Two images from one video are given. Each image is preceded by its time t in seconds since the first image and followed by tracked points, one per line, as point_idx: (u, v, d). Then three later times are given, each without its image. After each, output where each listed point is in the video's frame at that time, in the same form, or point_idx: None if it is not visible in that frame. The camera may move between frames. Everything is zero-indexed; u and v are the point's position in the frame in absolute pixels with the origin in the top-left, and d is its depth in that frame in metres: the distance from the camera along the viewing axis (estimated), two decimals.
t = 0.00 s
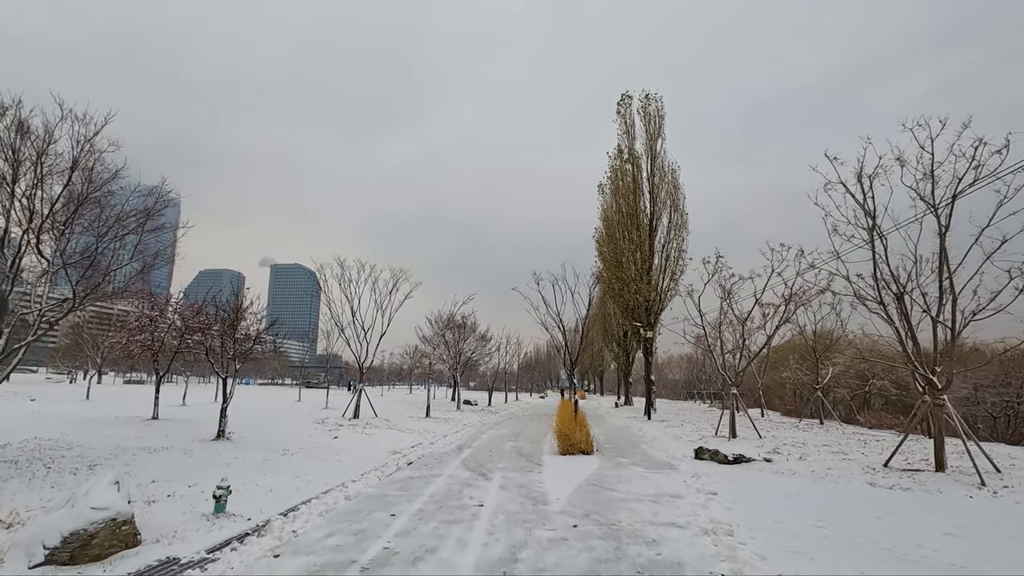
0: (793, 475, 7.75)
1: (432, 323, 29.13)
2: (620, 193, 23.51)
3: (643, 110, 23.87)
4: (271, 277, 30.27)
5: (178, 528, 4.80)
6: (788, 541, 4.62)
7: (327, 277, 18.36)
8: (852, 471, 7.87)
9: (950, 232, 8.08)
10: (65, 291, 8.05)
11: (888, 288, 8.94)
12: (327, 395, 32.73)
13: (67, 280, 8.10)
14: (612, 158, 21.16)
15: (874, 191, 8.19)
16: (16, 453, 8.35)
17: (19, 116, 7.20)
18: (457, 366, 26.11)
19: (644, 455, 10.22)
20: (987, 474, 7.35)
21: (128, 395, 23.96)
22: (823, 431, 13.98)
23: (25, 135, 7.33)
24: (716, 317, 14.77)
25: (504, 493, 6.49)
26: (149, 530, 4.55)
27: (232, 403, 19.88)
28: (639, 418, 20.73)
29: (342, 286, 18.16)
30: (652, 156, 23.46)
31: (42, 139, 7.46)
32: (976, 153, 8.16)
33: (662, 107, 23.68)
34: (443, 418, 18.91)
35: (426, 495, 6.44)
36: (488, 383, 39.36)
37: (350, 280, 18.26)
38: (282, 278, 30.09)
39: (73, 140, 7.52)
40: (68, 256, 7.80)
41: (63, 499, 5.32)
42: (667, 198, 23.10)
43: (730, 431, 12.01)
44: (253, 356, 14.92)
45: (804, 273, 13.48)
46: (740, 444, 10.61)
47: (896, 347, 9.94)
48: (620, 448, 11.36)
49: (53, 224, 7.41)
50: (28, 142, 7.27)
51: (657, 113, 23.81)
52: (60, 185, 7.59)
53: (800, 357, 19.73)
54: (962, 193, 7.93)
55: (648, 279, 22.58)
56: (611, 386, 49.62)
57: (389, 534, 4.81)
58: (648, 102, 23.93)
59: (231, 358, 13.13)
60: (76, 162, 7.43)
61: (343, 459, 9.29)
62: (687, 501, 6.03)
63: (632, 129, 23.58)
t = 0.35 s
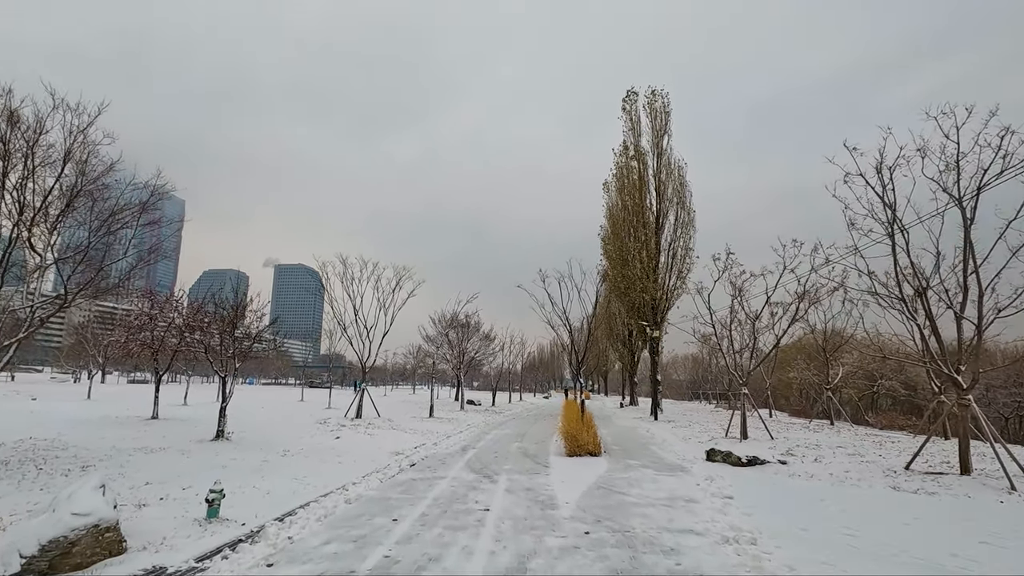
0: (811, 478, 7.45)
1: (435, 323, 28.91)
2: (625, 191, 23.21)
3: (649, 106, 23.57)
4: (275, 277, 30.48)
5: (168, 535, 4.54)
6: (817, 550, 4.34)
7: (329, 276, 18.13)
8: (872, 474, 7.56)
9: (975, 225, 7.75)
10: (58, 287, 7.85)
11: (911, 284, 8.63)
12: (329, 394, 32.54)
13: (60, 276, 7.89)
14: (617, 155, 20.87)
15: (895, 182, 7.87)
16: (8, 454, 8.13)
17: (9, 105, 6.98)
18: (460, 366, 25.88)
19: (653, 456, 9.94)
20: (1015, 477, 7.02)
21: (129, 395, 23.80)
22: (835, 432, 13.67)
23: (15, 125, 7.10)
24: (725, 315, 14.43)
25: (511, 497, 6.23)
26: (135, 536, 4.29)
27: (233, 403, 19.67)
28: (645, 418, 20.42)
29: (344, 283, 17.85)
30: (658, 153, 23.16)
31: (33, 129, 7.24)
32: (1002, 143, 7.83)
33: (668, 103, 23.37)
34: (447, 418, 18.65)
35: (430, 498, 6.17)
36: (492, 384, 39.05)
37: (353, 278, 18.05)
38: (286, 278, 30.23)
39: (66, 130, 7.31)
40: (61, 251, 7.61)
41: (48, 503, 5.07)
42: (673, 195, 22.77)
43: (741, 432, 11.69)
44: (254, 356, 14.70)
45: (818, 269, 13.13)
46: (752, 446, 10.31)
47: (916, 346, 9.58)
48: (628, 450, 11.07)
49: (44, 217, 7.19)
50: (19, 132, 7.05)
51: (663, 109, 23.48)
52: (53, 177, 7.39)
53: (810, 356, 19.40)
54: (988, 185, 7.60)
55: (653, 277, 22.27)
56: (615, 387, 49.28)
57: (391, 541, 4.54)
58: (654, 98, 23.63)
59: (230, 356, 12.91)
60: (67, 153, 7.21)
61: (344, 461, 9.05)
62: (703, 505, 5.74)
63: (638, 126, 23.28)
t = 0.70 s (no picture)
0: (828, 483, 7.15)
1: (437, 323, 28.65)
2: (628, 188, 22.89)
3: (653, 103, 23.28)
4: (276, 277, 30.38)
5: (150, 547, 4.26)
6: (844, 565, 4.07)
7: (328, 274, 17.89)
8: (892, 480, 7.26)
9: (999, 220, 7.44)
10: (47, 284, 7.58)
11: (930, 281, 8.34)
12: (329, 395, 32.27)
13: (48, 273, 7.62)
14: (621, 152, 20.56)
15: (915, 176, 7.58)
16: None
17: None
18: (461, 366, 25.59)
19: (661, 459, 9.65)
20: None
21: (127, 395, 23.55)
22: (845, 434, 13.38)
23: None
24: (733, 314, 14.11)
25: (516, 504, 5.95)
26: (116, 550, 4.01)
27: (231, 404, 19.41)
28: (649, 419, 20.11)
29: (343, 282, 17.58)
30: (662, 150, 22.88)
31: (19, 120, 6.97)
32: None
33: (672, 99, 23.07)
34: (448, 420, 18.35)
35: (431, 506, 5.89)
36: (494, 384, 38.81)
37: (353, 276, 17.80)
38: (287, 278, 30.09)
39: (52, 120, 7.03)
40: (50, 247, 7.35)
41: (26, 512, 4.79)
42: (678, 193, 22.50)
43: (751, 435, 11.39)
44: (252, 355, 14.43)
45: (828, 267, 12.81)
46: (762, 449, 10.02)
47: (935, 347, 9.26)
48: (635, 452, 10.77)
49: (30, 210, 6.91)
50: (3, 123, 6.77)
51: (667, 106, 23.19)
52: (39, 171, 7.11)
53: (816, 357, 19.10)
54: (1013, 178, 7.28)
55: (657, 276, 21.99)
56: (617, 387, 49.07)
57: (389, 553, 4.27)
58: (657, 94, 23.33)
59: (226, 357, 12.67)
60: (53, 144, 6.94)
61: (342, 464, 8.76)
62: (719, 514, 5.46)
63: (641, 123, 22.99)
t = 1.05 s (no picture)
0: (849, 487, 6.88)
1: (439, 322, 28.40)
2: (634, 186, 22.60)
3: (658, 99, 22.98)
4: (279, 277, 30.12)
5: (140, 558, 4.01)
6: None
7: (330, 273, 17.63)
8: (915, 483, 6.98)
9: None
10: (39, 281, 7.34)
11: (952, 277, 8.06)
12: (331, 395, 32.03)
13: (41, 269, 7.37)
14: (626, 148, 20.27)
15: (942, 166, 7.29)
16: None
17: None
18: (464, 366, 25.36)
19: (671, 462, 9.37)
20: None
21: (127, 396, 23.37)
22: (858, 435, 13.10)
23: None
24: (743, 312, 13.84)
25: (526, 510, 5.68)
26: (101, 561, 3.75)
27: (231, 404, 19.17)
28: (655, 420, 19.84)
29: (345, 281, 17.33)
30: (667, 147, 22.57)
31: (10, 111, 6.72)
32: None
33: (678, 96, 22.78)
34: (451, 420, 18.08)
35: (436, 511, 5.64)
36: (496, 385, 38.56)
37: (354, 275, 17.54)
38: (290, 278, 29.80)
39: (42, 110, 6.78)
40: (41, 242, 7.11)
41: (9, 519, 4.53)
42: (683, 191, 22.21)
43: (762, 436, 11.10)
44: (252, 355, 14.21)
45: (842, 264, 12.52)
46: (775, 451, 9.73)
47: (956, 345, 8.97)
48: (644, 454, 10.51)
49: (19, 204, 6.67)
50: None
51: (673, 103, 22.88)
52: (30, 163, 6.86)
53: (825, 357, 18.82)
54: None
55: (662, 275, 21.71)
56: (620, 387, 48.81)
57: (393, 564, 4.00)
58: (663, 91, 23.03)
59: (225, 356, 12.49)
60: (43, 135, 6.69)
61: (344, 467, 8.52)
62: (739, 521, 5.19)
63: (647, 119, 22.71)
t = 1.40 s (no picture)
0: (870, 491, 6.61)
1: (441, 322, 28.14)
2: (638, 183, 22.32)
3: (662, 96, 22.73)
4: (280, 278, 29.09)
5: (120, 571, 3.74)
6: None
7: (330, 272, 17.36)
8: (938, 487, 6.70)
9: None
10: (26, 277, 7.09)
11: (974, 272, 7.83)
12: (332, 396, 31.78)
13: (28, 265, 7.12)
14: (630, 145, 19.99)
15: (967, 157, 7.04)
16: None
17: None
18: (466, 366, 25.11)
19: (681, 464, 9.09)
20: None
21: (126, 396, 23.13)
22: (868, 436, 12.84)
23: None
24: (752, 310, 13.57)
25: (533, 516, 5.41)
26: None
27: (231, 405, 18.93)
28: (660, 420, 19.58)
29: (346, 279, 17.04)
30: (672, 144, 22.32)
31: None
32: None
33: (682, 92, 22.54)
34: (453, 421, 17.84)
35: (439, 518, 5.38)
36: (498, 385, 38.32)
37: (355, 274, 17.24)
38: (290, 278, 28.79)
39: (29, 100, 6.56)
40: (29, 237, 6.87)
41: None
42: (688, 188, 21.94)
43: (773, 437, 10.82)
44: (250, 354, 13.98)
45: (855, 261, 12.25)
46: (787, 453, 9.45)
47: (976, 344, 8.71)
48: (651, 456, 10.23)
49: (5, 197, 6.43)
50: None
51: (677, 100, 22.64)
52: (16, 155, 6.64)
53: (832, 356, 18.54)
54: None
55: (667, 274, 21.44)
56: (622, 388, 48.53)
57: None
58: (667, 87, 22.78)
59: (222, 356, 12.31)
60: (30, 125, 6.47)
61: (344, 470, 8.26)
62: (758, 528, 4.92)
63: (651, 116, 22.46)
